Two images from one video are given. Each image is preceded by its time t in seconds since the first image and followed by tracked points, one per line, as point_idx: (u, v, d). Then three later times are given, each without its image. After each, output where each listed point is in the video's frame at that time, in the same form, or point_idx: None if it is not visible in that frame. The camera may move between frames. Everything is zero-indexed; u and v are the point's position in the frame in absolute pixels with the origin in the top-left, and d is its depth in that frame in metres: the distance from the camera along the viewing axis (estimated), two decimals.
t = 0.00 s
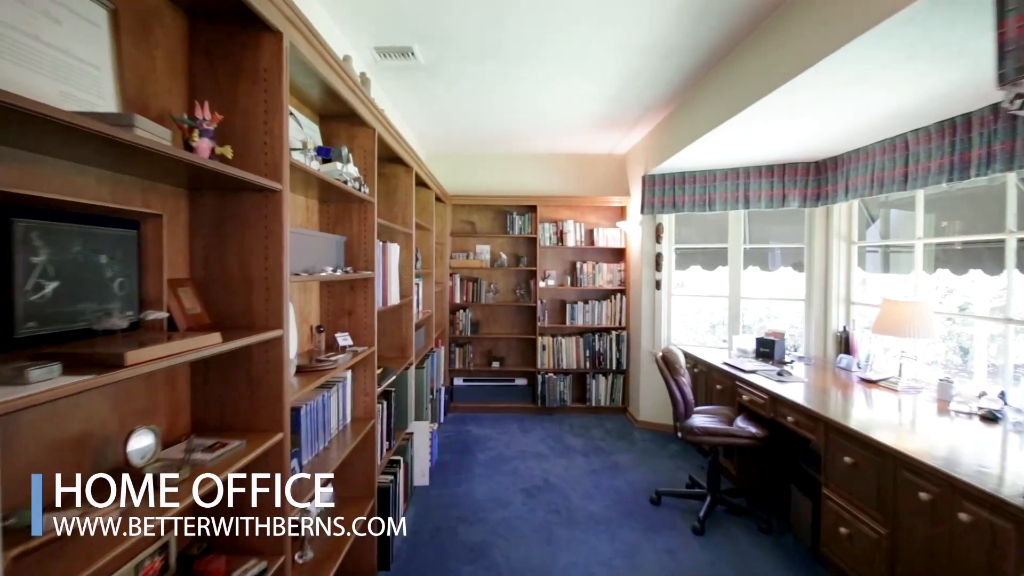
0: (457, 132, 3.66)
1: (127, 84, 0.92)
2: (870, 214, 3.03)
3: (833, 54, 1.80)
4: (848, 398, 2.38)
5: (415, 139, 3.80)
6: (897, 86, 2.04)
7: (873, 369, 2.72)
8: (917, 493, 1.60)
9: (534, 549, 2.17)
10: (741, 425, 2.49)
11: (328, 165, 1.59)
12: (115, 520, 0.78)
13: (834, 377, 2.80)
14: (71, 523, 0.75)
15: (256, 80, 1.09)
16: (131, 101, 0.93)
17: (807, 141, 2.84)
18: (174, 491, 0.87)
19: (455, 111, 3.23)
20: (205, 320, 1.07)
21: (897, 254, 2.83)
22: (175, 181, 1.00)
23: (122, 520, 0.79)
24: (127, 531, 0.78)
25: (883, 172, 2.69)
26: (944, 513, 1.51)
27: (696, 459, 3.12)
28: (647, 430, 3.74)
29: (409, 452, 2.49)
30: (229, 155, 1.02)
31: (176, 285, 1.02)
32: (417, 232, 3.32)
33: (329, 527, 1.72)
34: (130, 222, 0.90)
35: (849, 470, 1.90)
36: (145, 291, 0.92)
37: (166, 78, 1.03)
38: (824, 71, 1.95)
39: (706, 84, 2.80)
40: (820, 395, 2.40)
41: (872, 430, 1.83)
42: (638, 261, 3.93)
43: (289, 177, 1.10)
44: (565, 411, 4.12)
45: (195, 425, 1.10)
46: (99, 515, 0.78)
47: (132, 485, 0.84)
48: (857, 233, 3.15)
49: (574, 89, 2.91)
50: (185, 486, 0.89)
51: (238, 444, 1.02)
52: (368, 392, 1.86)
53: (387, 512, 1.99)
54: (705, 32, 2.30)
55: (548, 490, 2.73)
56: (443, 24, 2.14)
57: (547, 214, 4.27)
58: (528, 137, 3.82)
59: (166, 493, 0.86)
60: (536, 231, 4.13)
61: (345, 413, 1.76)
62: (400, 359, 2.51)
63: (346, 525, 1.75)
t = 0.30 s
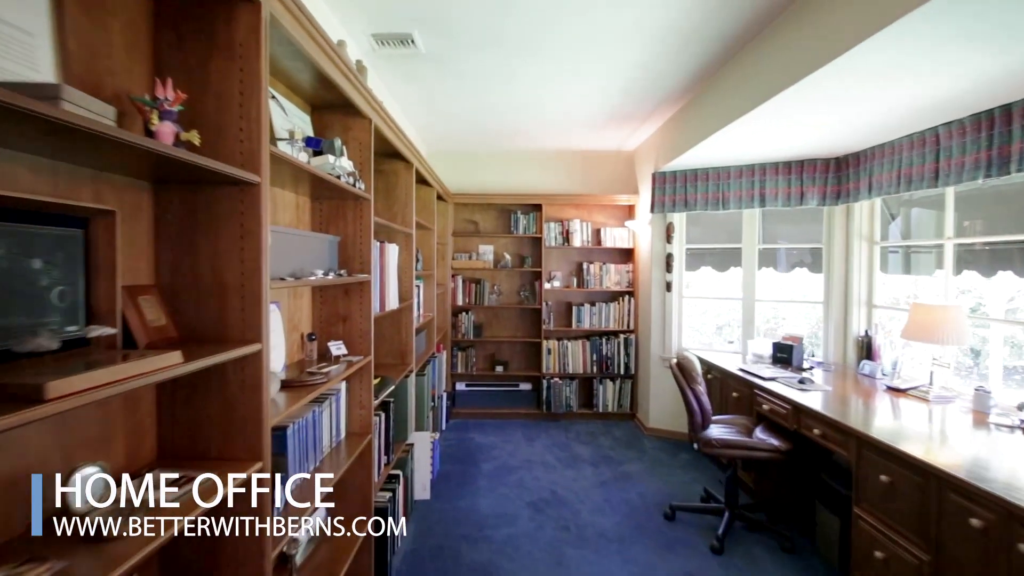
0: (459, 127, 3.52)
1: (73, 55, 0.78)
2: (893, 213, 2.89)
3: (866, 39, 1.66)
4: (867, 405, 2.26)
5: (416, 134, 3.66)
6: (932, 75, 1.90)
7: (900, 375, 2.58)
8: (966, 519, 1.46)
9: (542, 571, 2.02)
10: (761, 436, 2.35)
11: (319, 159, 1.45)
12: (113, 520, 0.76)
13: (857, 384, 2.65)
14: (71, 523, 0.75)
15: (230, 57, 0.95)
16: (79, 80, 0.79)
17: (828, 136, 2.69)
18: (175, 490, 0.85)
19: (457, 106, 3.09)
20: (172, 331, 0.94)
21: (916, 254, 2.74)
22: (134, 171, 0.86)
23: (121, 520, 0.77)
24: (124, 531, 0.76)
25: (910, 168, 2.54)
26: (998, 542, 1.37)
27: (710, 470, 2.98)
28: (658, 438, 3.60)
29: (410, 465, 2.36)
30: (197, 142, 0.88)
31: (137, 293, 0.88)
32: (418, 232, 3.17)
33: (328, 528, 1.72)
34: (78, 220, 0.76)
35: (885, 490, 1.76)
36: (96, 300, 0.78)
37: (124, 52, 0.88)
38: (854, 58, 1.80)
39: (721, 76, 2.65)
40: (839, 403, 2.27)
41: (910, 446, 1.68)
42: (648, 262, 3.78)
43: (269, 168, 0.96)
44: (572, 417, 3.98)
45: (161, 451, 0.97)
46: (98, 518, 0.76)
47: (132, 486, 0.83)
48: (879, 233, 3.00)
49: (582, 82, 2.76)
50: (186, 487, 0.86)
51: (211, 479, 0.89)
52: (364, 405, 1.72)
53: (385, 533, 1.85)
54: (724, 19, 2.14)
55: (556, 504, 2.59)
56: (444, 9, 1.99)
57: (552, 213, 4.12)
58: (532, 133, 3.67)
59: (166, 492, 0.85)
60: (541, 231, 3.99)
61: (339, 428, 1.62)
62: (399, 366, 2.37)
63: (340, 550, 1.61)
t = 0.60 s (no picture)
0: (461, 123, 3.40)
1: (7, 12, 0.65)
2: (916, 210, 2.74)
3: (897, 24, 1.53)
4: (888, 410, 2.15)
5: (417, 130, 3.54)
6: (966, 63, 1.76)
7: (928, 380, 2.45)
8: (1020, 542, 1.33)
9: None
10: (781, 446, 2.22)
11: (310, 148, 1.33)
12: (114, 520, 0.74)
13: (879, 389, 2.52)
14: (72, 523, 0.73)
15: (202, 23, 0.82)
16: (16, 43, 0.66)
17: (849, 130, 2.55)
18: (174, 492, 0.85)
19: (458, 99, 2.97)
20: (134, 339, 0.81)
21: (934, 254, 2.64)
22: (87, 153, 0.74)
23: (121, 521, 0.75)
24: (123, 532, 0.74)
25: (932, 163, 2.41)
26: None
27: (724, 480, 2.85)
28: (668, 444, 3.47)
29: (410, 474, 2.24)
30: (159, 118, 0.76)
31: (92, 294, 0.76)
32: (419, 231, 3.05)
33: (328, 527, 1.63)
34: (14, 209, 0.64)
35: (923, 506, 1.64)
36: (37, 307, 0.66)
37: (76, 13, 0.76)
38: (883, 45, 1.68)
39: (735, 68, 2.51)
40: (860, 408, 2.15)
41: (952, 459, 1.55)
42: (656, 262, 3.65)
43: (247, 151, 0.84)
44: (578, 422, 3.85)
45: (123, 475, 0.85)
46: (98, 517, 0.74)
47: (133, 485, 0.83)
48: (901, 231, 2.86)
49: (589, 75, 2.64)
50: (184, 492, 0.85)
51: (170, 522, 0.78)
52: (361, 414, 1.59)
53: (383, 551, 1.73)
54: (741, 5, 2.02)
55: (563, 516, 2.46)
56: None
57: (557, 211, 4.00)
58: (536, 129, 3.55)
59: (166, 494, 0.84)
60: (546, 230, 3.86)
61: (333, 440, 1.50)
62: (399, 372, 2.25)
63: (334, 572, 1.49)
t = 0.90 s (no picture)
0: (462, 117, 3.28)
1: None
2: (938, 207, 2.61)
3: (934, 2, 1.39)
4: (909, 416, 2.04)
5: (417, 125, 3.43)
6: (1002, 46, 1.64)
7: (955, 385, 2.31)
8: None
9: None
10: (801, 456, 2.10)
11: (296, 133, 1.21)
12: (113, 519, 0.73)
13: (901, 394, 2.40)
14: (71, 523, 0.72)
15: None
16: None
17: (869, 123, 2.43)
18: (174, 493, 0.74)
19: (458, 92, 2.85)
20: (78, 347, 0.69)
21: (954, 252, 2.53)
22: (15, 126, 0.62)
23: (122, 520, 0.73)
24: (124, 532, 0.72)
25: (955, 157, 2.28)
26: None
27: (736, 490, 2.72)
28: (677, 451, 3.35)
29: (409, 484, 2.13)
30: (100, 84, 0.66)
31: (25, 295, 0.64)
32: (417, 229, 2.93)
33: (327, 527, 1.50)
34: None
35: (961, 523, 1.52)
36: None
37: None
38: (913, 26, 1.55)
39: (747, 58, 2.39)
40: (878, 414, 2.05)
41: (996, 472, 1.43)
42: (664, 261, 3.53)
43: (211, 129, 0.73)
44: (583, 427, 3.73)
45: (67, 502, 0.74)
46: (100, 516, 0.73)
47: (132, 484, 0.74)
48: (922, 229, 2.73)
49: (594, 66, 2.52)
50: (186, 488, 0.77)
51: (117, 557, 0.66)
52: (353, 425, 1.48)
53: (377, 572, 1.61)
54: None
55: (569, 528, 2.34)
56: None
57: (561, 210, 3.88)
58: (539, 124, 3.43)
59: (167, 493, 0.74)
60: (549, 228, 3.74)
61: (322, 453, 1.38)
62: (397, 377, 2.13)
63: None
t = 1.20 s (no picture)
0: (460, 112, 3.16)
1: None
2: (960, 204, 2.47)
3: None
4: (929, 425, 1.92)
5: (414, 121, 3.31)
6: None
7: (982, 393, 2.17)
8: None
9: None
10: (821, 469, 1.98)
11: (275, 120, 1.09)
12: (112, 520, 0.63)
13: (923, 401, 2.27)
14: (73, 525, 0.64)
15: None
16: None
17: (887, 117, 2.29)
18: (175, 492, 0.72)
19: (455, 84, 2.73)
20: None
21: (972, 253, 2.41)
22: None
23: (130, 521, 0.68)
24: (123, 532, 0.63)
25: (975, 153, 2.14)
26: None
27: (748, 502, 2.59)
28: (684, 458, 3.23)
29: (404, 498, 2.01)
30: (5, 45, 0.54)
31: None
32: (414, 228, 2.82)
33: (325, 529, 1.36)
34: None
35: (1001, 548, 1.39)
36: None
37: None
38: (944, 9, 1.42)
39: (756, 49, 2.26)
40: (896, 423, 1.92)
41: None
42: (671, 262, 3.40)
43: (153, 105, 0.62)
44: (587, 433, 3.61)
45: None
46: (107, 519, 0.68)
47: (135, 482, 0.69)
48: (943, 228, 2.59)
49: (596, 58, 2.39)
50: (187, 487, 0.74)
51: None
52: (339, 440, 1.36)
53: None
54: None
55: (573, 543, 2.22)
56: None
57: (563, 208, 3.76)
58: (541, 120, 3.31)
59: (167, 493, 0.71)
60: (552, 228, 3.62)
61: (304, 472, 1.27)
62: (392, 384, 2.01)
63: None
